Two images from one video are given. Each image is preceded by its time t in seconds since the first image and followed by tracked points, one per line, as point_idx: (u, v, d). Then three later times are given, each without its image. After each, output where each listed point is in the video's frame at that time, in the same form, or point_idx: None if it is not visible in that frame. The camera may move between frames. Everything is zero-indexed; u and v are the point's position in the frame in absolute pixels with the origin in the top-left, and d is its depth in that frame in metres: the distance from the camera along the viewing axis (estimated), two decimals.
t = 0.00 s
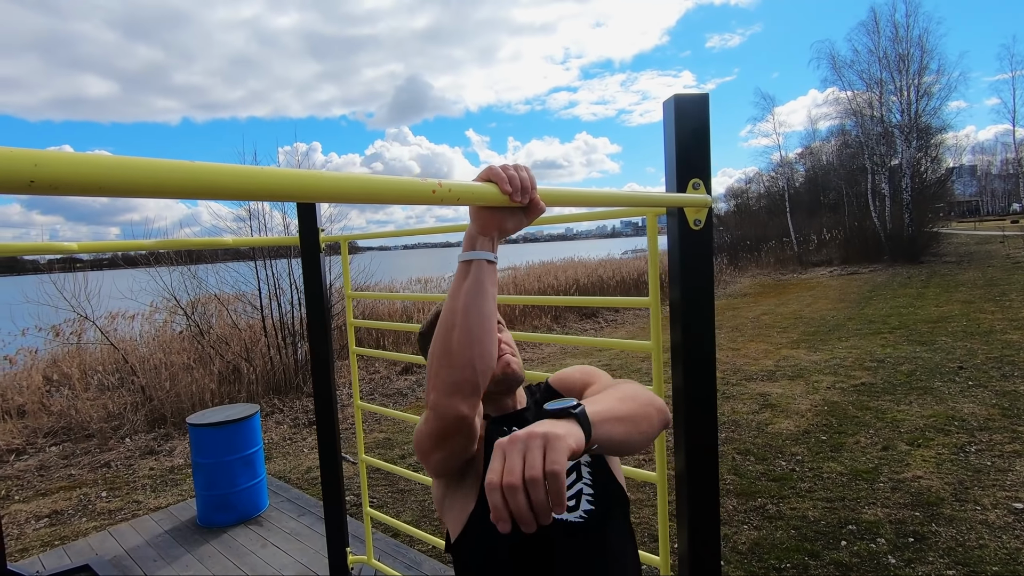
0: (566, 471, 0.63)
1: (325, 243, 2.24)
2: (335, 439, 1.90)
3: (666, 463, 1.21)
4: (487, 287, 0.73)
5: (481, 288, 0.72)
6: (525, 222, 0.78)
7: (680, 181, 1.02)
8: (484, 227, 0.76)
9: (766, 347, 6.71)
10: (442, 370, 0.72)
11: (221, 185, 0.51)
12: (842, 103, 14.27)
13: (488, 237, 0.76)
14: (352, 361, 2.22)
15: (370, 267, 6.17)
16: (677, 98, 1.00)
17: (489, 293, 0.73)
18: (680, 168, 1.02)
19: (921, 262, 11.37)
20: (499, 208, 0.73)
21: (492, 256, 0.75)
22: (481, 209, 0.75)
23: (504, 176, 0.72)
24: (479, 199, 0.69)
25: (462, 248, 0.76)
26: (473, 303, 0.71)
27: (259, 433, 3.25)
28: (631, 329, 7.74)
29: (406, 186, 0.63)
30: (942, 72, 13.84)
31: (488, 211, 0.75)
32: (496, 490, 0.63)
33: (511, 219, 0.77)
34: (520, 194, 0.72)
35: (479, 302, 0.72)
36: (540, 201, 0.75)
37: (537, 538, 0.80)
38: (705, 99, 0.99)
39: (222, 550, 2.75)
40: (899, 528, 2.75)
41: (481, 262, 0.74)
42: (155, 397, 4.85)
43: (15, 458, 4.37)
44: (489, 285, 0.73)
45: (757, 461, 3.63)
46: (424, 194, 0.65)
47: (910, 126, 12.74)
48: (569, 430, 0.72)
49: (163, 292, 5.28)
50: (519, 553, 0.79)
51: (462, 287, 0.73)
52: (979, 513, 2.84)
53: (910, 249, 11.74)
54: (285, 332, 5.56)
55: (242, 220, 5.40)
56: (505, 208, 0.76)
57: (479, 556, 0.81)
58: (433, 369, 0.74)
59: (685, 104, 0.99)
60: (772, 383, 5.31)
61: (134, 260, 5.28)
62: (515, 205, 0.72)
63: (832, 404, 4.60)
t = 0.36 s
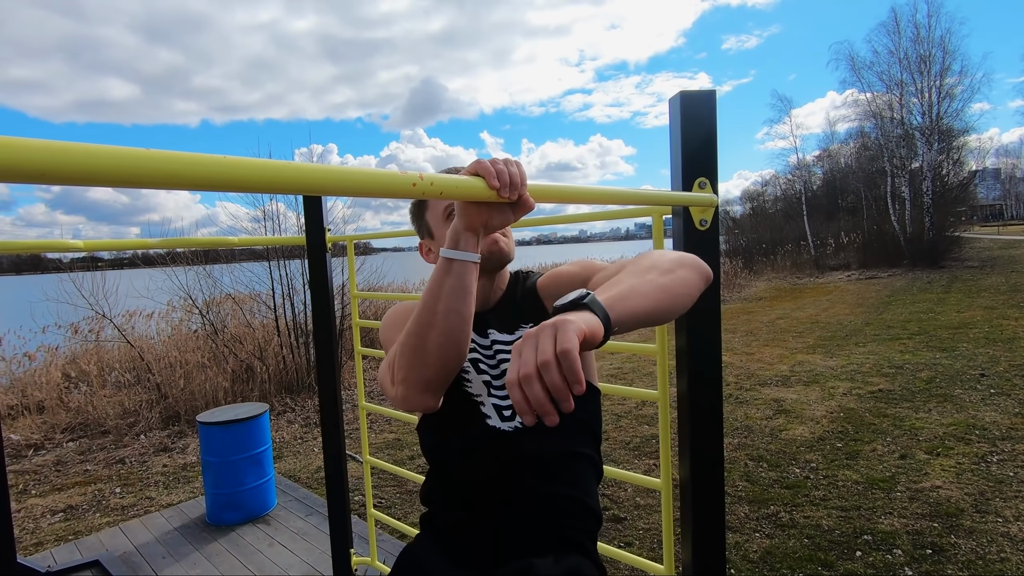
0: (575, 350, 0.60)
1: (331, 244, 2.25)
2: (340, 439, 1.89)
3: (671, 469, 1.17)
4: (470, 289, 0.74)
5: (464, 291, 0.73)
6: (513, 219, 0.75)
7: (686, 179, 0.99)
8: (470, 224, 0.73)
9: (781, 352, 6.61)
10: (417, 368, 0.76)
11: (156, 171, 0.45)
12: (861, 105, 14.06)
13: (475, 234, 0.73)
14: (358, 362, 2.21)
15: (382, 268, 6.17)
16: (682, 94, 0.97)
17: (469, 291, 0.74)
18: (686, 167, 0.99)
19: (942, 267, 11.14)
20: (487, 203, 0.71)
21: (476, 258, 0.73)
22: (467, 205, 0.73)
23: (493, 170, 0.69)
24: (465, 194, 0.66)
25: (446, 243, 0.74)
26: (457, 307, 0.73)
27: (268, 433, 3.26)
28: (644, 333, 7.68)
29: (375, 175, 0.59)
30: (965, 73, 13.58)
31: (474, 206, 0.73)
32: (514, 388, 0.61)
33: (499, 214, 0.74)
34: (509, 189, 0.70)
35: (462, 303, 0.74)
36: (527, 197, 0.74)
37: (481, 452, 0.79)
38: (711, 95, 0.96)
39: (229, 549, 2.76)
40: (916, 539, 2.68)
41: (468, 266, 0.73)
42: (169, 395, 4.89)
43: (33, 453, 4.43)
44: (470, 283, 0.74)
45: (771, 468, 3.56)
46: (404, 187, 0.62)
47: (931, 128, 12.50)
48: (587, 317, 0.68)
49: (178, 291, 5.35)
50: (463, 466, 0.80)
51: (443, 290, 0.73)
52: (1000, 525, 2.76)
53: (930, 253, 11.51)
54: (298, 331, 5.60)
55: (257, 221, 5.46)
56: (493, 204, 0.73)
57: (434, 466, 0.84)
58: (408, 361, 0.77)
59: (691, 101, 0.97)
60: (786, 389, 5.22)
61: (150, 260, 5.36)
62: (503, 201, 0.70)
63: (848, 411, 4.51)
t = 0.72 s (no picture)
0: None
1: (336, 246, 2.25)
2: (344, 442, 1.89)
3: (673, 474, 1.16)
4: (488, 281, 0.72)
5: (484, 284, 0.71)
6: (513, 222, 0.76)
7: (690, 183, 0.98)
8: (470, 226, 0.72)
9: (790, 357, 6.56)
10: (454, 379, 0.69)
11: (157, 175, 0.46)
12: (871, 108, 13.95)
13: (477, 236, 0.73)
14: (362, 365, 2.21)
15: (389, 272, 6.13)
16: (686, 96, 0.96)
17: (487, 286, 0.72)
18: (690, 170, 0.98)
19: (953, 272, 11.01)
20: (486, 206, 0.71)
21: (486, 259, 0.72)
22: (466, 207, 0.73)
23: (489, 172, 0.69)
24: (463, 198, 0.66)
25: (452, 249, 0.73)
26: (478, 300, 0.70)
27: (273, 435, 3.27)
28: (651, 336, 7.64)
29: (373, 180, 0.59)
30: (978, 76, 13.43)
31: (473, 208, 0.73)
32: None
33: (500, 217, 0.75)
34: (508, 192, 0.70)
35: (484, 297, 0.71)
36: (527, 199, 0.74)
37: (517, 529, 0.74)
38: (716, 97, 0.95)
39: (234, 550, 2.76)
40: (927, 547, 2.64)
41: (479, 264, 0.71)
42: (177, 396, 4.92)
43: (43, 453, 4.48)
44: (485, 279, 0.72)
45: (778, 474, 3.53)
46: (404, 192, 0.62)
47: (943, 131, 12.37)
48: None
49: (187, 293, 5.39)
50: (491, 521, 0.75)
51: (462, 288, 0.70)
52: (1013, 534, 2.71)
53: (941, 258, 11.38)
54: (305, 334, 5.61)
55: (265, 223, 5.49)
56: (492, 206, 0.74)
57: (450, 506, 0.77)
58: (439, 379, 0.69)
59: (695, 103, 0.96)
60: (795, 394, 5.17)
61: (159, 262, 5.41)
62: (501, 203, 0.70)
63: (857, 417, 4.46)
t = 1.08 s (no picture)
0: None
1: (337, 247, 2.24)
2: (343, 444, 1.88)
3: (671, 479, 1.15)
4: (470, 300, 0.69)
5: (464, 301, 0.68)
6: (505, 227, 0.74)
7: (688, 185, 0.98)
8: (458, 235, 0.71)
9: (793, 360, 6.54)
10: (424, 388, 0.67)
11: (160, 188, 0.45)
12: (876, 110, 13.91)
13: (464, 246, 0.71)
14: (361, 366, 2.21)
15: (392, 272, 6.10)
16: (685, 99, 0.95)
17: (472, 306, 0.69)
18: (689, 173, 0.97)
19: (958, 275, 10.95)
20: (476, 211, 0.70)
21: (472, 270, 0.69)
22: (455, 214, 0.71)
23: (478, 177, 0.68)
24: (454, 203, 0.65)
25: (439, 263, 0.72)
26: (449, 316, 0.67)
27: (274, 435, 3.27)
28: (654, 338, 7.63)
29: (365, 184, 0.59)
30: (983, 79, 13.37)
31: (462, 214, 0.71)
32: None
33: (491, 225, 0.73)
34: (498, 196, 0.69)
35: (462, 313, 0.68)
36: (518, 204, 0.72)
37: None
38: (715, 100, 0.95)
39: (233, 551, 2.76)
40: (930, 553, 2.62)
41: (454, 276, 0.69)
42: (180, 396, 4.93)
43: (45, 452, 4.48)
44: (470, 297, 0.70)
45: (780, 477, 3.51)
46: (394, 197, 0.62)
47: (948, 134, 12.31)
48: None
49: (190, 293, 5.41)
50: None
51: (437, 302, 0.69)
52: (1018, 540, 2.69)
53: (946, 261, 11.32)
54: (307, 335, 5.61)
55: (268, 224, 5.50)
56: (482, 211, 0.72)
57: None
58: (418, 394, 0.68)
59: (694, 106, 0.95)
60: (798, 398, 5.14)
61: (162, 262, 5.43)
62: (492, 208, 0.69)
63: (860, 421, 4.43)
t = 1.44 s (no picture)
0: None
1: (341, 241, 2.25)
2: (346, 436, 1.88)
3: (673, 474, 1.14)
4: (458, 291, 0.69)
5: (450, 293, 0.68)
6: (496, 213, 0.73)
7: (689, 176, 0.97)
8: (449, 222, 0.72)
9: (802, 357, 6.48)
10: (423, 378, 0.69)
11: (144, 161, 0.45)
12: (890, 105, 13.69)
13: (455, 233, 0.71)
14: (365, 360, 2.22)
15: (399, 267, 6.05)
16: (687, 89, 0.94)
17: (464, 299, 0.69)
18: (690, 163, 0.96)
19: (972, 273, 10.78)
20: (466, 195, 0.69)
21: (459, 257, 0.69)
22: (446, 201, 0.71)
23: (467, 161, 0.68)
24: (441, 185, 0.64)
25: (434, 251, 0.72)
26: (436, 305, 0.67)
27: (280, 427, 3.28)
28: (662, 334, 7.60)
29: (351, 167, 0.58)
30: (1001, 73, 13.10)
31: (452, 200, 0.71)
32: None
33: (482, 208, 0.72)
34: (487, 179, 0.68)
35: (448, 305, 0.67)
36: (509, 187, 0.71)
37: None
38: (717, 90, 0.93)
39: (240, 542, 2.77)
40: (938, 552, 2.59)
41: (441, 264, 0.69)
42: (190, 388, 4.97)
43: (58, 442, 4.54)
44: (463, 289, 0.69)
45: (787, 475, 3.48)
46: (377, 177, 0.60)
47: (964, 129, 12.07)
48: None
49: (199, 286, 5.45)
50: None
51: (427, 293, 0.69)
52: None
53: (960, 258, 11.14)
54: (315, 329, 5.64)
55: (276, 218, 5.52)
56: (472, 196, 0.71)
57: None
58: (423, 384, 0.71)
59: (696, 95, 0.94)
60: (806, 395, 5.10)
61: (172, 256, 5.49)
62: (481, 192, 0.68)
63: (870, 419, 4.39)
